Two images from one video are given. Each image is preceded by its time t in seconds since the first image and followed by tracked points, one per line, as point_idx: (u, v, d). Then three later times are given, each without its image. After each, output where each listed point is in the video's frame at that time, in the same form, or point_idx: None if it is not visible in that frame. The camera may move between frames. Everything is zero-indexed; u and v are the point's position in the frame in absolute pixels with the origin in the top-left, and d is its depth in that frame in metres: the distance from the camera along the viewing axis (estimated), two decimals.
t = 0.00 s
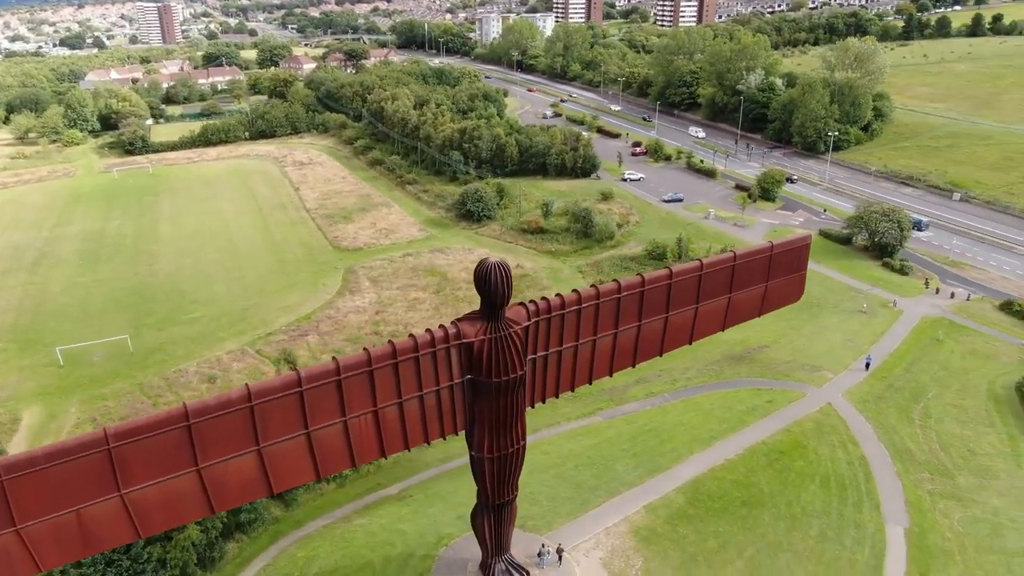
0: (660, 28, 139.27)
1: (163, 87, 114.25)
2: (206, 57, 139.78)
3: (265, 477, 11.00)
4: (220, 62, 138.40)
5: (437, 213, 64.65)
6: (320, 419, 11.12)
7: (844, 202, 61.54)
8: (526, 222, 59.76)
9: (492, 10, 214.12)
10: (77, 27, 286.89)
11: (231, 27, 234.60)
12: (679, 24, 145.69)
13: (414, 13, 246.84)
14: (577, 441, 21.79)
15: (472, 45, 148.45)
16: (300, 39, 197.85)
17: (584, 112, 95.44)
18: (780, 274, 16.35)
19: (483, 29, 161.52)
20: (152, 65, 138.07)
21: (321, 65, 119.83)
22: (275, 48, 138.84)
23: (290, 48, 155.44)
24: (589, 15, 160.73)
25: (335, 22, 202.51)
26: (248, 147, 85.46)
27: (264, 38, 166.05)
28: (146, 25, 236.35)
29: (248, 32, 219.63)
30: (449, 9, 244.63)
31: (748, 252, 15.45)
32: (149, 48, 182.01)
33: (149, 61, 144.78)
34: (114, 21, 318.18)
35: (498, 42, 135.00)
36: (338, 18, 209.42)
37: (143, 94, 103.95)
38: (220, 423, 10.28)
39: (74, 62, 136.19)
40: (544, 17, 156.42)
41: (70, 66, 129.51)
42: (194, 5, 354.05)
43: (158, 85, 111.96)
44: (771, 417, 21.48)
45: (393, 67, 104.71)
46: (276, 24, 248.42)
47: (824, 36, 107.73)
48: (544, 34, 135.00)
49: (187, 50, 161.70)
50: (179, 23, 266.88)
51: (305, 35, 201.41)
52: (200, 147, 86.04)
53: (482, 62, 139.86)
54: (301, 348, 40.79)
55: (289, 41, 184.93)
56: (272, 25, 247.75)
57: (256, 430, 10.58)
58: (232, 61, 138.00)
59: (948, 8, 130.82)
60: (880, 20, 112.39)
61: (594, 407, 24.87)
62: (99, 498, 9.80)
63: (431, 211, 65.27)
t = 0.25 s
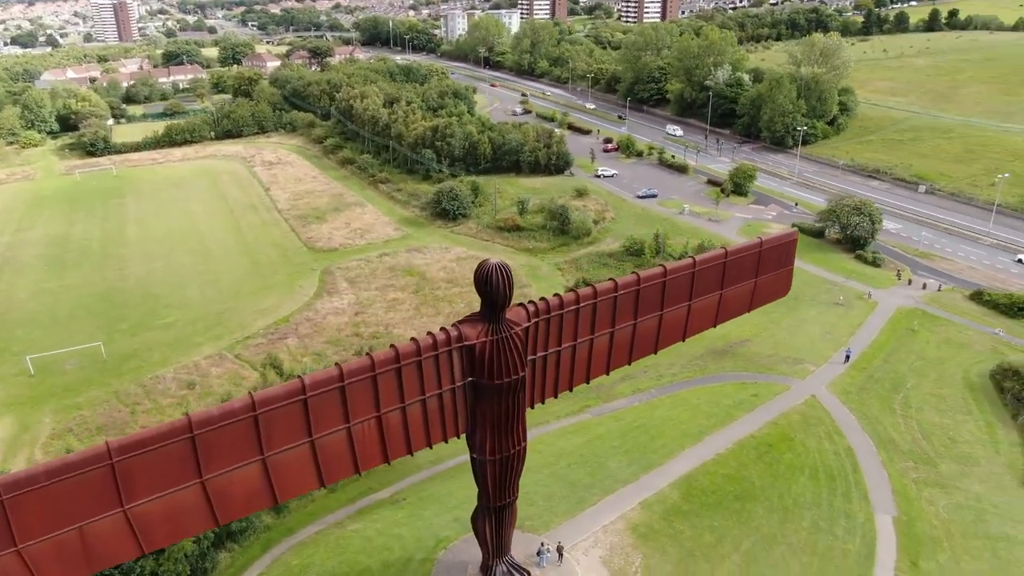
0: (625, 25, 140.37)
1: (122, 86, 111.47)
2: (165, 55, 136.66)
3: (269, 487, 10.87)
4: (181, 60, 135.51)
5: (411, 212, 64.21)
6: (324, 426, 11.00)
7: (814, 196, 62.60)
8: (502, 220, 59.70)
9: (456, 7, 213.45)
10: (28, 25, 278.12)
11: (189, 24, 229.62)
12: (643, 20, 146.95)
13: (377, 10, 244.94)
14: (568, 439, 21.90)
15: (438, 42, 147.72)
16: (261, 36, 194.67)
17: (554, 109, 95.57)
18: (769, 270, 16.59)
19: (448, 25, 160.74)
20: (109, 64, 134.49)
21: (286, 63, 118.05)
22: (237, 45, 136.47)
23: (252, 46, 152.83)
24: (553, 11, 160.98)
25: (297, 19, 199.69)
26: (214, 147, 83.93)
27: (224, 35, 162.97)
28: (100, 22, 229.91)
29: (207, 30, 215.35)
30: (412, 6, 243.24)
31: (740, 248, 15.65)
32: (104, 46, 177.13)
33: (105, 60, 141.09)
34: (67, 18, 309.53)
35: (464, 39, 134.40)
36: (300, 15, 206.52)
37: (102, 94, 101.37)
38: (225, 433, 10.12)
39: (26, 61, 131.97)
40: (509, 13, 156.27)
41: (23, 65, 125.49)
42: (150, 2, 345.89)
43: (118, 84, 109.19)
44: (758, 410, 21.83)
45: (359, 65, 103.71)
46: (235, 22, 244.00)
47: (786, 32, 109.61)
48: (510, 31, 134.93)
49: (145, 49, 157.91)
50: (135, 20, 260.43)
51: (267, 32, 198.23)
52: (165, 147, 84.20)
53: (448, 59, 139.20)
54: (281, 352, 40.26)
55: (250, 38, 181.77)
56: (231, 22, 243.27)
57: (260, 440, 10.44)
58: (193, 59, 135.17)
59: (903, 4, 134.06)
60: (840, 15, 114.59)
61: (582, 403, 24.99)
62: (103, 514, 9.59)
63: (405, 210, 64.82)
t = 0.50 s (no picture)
0: (584, 21, 141.07)
1: (73, 87, 108.05)
2: (117, 54, 132.73)
3: (275, 498, 10.75)
4: (133, 59, 131.78)
5: (381, 211, 63.65)
6: (330, 434, 10.92)
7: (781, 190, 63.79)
8: (474, 218, 59.57)
9: (413, 3, 211.79)
10: None
11: (138, 22, 223.29)
12: (602, 16, 147.82)
13: (332, 6, 241.70)
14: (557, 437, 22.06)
15: (398, 39, 146.45)
16: (215, 34, 190.69)
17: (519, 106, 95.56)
18: (755, 264, 16.90)
19: (407, 21, 159.64)
20: (57, 63, 130.10)
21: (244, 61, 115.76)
22: (192, 43, 133.48)
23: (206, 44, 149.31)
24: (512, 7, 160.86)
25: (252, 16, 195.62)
26: (174, 148, 82.03)
27: (177, 32, 159.14)
28: (42, 18, 221.86)
29: (157, 27, 209.73)
30: (368, 2, 240.58)
31: (728, 244, 15.91)
32: (49, 45, 171.04)
33: (52, 60, 136.43)
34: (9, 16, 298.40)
35: (424, 35, 133.54)
36: (254, 12, 202.46)
37: (53, 94, 98.18)
38: (231, 446, 9.97)
39: None
40: (469, 9, 155.84)
41: None
42: None
43: (68, 84, 105.78)
44: (742, 403, 22.27)
45: (319, 62, 102.44)
46: (187, 19, 238.41)
47: (743, 27, 111.47)
48: (471, 27, 134.44)
49: (94, 47, 153.09)
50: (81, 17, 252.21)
51: (220, 30, 194.04)
52: (122, 149, 81.95)
53: (408, 56, 137.99)
54: (257, 356, 39.66)
55: (204, 36, 177.61)
56: (183, 20, 237.36)
57: (267, 451, 10.32)
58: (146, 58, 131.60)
59: None
60: (794, 10, 116.93)
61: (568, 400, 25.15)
62: (108, 533, 9.38)
63: (375, 209, 64.22)
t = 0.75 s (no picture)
0: (548, 18, 141.52)
1: (26, 87, 104.76)
2: (71, 54, 128.96)
3: (282, 508, 10.65)
4: (88, 58, 128.18)
5: (354, 212, 63.06)
6: (336, 442, 10.85)
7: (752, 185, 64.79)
8: (448, 217, 59.35)
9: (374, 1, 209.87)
10: None
11: (90, 21, 217.21)
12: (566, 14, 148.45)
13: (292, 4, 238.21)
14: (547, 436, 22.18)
15: (361, 37, 145.04)
16: (172, 32, 186.66)
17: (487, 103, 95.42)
18: (743, 260, 17.18)
19: (370, 19, 158.27)
20: (7, 64, 125.83)
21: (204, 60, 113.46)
22: (149, 42, 130.43)
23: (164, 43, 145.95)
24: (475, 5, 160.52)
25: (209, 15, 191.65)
26: (137, 150, 80.16)
27: (133, 31, 155.35)
28: None
29: (111, 26, 204.19)
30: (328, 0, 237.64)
31: (718, 241, 16.13)
32: None
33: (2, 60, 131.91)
34: None
35: (388, 33, 132.55)
36: (212, 10, 198.59)
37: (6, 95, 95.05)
38: (238, 457, 9.85)
39: None
40: (433, 6, 155.19)
41: None
42: None
43: (21, 85, 102.50)
44: (728, 397, 22.63)
45: (283, 62, 100.99)
46: (142, 17, 232.97)
47: (705, 23, 112.88)
48: (435, 25, 133.73)
49: (45, 47, 148.47)
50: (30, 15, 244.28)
51: (178, 29, 189.82)
52: (82, 151, 79.81)
53: (372, 54, 136.76)
54: (235, 362, 39.07)
55: (160, 34, 173.56)
56: (137, 18, 231.65)
57: (273, 461, 10.22)
58: (102, 57, 128.15)
59: None
60: (754, 7, 118.89)
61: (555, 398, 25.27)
62: (115, 551, 9.21)
63: (347, 210, 63.60)
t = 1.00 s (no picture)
0: (506, 15, 141.62)
1: None
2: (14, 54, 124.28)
3: (291, 520, 10.58)
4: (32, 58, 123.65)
5: (322, 213, 62.26)
6: (344, 451, 10.82)
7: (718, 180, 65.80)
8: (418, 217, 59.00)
9: None
10: None
11: (32, 19, 209.48)
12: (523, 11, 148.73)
13: (244, 2, 233.70)
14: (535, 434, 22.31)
15: (317, 35, 143.01)
16: (120, 31, 181.40)
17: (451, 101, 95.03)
18: (729, 256, 17.52)
19: (326, 17, 156.15)
20: None
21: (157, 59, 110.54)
22: (97, 41, 126.51)
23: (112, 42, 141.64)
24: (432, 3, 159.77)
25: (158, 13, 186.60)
26: (92, 153, 77.83)
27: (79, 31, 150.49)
28: None
29: (54, 25, 197.26)
30: None
31: (705, 237, 16.42)
32: None
33: None
34: None
35: (346, 30, 130.95)
36: (161, 9, 193.54)
37: None
38: (248, 470, 9.76)
39: None
40: (390, 3, 153.94)
41: None
42: None
43: None
44: (712, 391, 23.05)
45: (240, 61, 99.09)
46: (87, 16, 225.80)
47: (663, 19, 114.17)
48: (393, 22, 132.58)
49: None
50: None
51: (126, 28, 184.41)
52: (33, 155, 77.11)
53: (330, 52, 134.93)
54: (210, 369, 38.35)
55: (107, 33, 168.38)
56: (82, 16, 224.34)
57: (283, 474, 10.15)
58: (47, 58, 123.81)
59: None
60: (709, 3, 120.67)
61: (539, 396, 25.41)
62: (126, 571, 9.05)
63: (314, 211, 62.77)
